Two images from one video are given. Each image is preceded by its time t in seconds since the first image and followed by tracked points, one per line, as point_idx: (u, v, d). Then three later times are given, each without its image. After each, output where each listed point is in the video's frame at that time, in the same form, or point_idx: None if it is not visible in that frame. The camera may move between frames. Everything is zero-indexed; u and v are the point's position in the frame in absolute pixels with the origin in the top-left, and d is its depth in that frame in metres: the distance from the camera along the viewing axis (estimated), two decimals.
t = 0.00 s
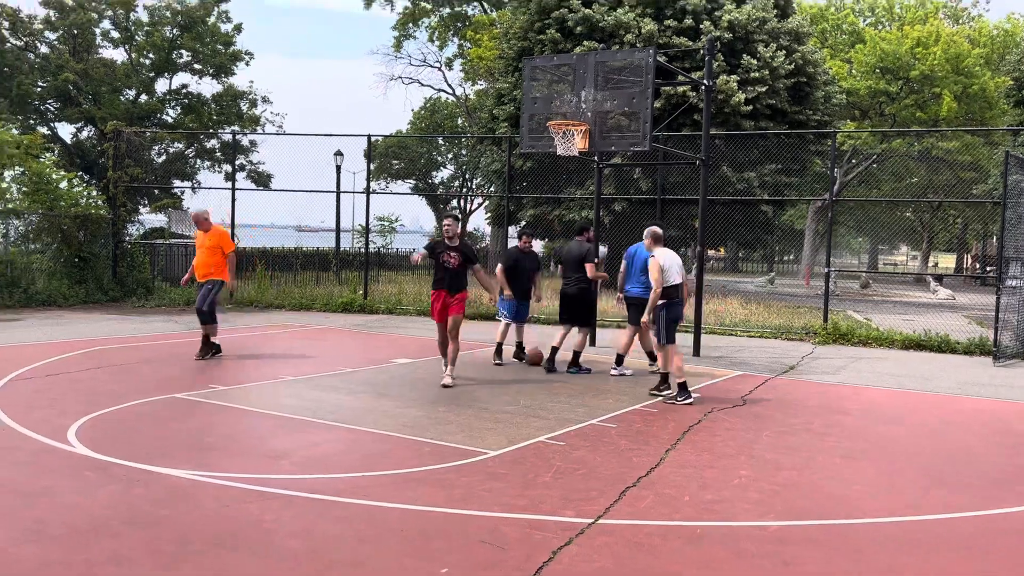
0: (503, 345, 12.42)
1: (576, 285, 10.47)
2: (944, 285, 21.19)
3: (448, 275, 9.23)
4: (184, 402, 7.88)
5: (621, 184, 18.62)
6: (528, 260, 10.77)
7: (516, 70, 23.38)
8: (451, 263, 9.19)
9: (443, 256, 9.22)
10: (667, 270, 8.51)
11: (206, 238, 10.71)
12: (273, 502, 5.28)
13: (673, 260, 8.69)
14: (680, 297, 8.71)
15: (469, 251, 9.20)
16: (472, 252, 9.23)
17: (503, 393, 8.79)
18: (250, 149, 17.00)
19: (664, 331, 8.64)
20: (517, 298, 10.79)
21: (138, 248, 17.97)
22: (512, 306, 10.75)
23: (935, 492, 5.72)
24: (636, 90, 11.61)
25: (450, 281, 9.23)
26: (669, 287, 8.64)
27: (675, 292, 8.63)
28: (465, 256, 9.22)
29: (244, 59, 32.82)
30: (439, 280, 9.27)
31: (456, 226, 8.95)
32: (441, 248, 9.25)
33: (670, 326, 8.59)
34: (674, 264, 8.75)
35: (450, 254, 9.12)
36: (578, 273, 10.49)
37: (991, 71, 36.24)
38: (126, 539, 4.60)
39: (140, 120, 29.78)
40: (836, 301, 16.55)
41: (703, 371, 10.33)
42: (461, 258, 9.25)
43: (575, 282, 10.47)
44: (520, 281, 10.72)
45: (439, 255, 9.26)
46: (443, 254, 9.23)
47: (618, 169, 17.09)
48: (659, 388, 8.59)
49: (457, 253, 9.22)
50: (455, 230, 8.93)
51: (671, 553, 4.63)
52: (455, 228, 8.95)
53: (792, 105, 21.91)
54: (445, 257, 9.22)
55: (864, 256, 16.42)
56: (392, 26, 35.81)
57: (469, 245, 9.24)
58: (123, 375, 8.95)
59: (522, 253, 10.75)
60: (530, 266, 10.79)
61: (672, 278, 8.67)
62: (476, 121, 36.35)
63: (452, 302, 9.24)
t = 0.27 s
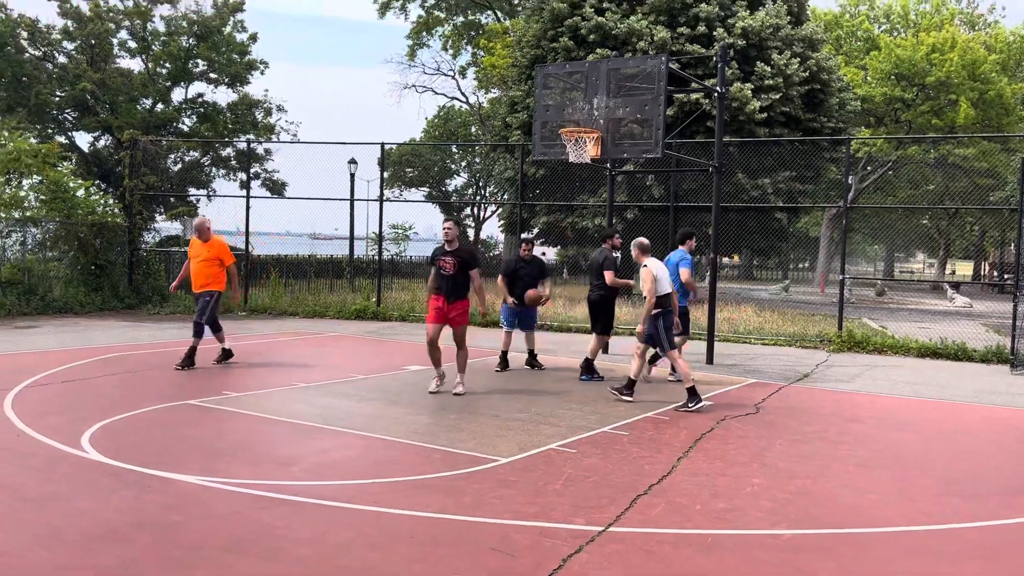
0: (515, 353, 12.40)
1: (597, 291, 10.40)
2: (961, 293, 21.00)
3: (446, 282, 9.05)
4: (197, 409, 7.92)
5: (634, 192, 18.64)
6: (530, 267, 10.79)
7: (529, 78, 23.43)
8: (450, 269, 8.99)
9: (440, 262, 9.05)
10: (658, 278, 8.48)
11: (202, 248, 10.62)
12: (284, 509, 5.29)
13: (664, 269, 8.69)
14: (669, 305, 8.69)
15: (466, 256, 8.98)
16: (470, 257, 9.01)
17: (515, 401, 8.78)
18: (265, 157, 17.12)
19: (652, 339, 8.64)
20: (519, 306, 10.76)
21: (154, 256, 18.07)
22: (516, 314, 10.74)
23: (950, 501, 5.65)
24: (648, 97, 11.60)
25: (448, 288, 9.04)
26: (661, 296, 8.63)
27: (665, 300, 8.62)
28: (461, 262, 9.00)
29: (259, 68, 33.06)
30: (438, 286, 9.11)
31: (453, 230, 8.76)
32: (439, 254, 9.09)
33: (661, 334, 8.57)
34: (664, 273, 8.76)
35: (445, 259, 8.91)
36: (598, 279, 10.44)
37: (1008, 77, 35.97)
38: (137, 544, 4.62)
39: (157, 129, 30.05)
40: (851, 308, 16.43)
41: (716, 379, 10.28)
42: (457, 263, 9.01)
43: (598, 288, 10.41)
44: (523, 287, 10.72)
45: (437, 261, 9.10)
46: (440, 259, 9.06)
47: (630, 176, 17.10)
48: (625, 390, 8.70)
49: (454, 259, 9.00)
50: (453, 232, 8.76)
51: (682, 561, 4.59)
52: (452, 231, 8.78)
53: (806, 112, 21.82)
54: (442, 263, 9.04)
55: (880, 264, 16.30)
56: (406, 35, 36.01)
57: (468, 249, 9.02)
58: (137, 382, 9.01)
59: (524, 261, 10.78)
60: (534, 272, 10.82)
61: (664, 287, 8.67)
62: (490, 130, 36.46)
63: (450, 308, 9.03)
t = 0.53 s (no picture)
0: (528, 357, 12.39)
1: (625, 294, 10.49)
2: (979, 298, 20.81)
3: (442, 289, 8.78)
4: (211, 412, 7.97)
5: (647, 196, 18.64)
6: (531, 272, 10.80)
7: (542, 83, 23.46)
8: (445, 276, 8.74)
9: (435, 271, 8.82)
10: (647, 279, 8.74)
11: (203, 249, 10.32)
12: (296, 512, 5.31)
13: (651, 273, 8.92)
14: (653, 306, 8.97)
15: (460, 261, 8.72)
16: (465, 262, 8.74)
17: (527, 405, 8.78)
18: (280, 162, 17.23)
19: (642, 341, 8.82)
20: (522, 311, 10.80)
21: (170, 261, 18.23)
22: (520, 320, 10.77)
23: (967, 507, 5.59)
24: (662, 101, 11.59)
25: (445, 295, 8.76)
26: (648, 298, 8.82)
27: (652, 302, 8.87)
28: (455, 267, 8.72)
29: (275, 75, 33.27)
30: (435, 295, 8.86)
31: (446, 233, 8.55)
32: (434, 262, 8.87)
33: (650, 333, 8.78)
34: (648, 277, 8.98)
35: (439, 266, 8.64)
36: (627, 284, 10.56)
37: None
38: (150, 547, 4.65)
39: (173, 135, 30.31)
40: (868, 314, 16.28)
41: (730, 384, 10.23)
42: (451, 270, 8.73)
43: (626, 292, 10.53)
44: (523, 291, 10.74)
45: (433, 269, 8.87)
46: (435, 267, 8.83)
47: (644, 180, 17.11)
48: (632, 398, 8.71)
49: (447, 266, 8.74)
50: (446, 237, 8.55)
51: (695, 566, 4.57)
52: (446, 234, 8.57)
53: (821, 116, 21.72)
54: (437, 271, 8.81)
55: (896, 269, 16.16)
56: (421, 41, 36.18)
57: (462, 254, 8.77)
58: (152, 386, 9.08)
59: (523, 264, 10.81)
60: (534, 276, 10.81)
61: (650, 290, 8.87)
62: (504, 135, 36.53)
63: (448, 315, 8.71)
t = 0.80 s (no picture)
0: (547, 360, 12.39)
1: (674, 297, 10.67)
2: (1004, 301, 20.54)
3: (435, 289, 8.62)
4: (233, 414, 8.04)
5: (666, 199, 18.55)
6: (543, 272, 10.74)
7: (561, 86, 23.46)
8: (439, 276, 8.58)
9: (430, 270, 8.69)
10: (633, 282, 8.82)
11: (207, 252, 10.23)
12: (315, 513, 5.35)
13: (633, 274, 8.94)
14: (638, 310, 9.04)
15: (455, 260, 8.57)
16: (459, 263, 8.57)
17: (546, 408, 8.77)
18: (301, 166, 17.36)
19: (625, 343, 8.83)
20: (532, 311, 10.75)
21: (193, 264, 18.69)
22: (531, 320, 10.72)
23: (989, 512, 5.53)
24: (680, 104, 11.55)
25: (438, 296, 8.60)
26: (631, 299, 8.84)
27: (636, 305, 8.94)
28: (450, 267, 8.56)
29: (296, 79, 33.52)
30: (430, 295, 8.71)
31: (442, 231, 8.42)
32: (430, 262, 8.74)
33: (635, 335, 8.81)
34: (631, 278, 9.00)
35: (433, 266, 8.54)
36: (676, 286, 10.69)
37: None
38: (173, 546, 4.71)
39: (196, 139, 30.62)
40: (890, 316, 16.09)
41: (751, 387, 10.16)
42: (446, 269, 8.58)
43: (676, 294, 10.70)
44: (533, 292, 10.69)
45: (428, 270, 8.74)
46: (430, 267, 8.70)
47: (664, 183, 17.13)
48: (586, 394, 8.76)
49: (443, 265, 8.59)
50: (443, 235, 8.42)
51: (713, 570, 4.55)
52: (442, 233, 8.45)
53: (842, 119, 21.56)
54: (432, 271, 8.67)
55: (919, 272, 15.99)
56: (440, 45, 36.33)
57: (457, 254, 8.62)
58: (175, 388, 9.18)
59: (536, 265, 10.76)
60: (546, 276, 10.73)
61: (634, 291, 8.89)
62: (523, 138, 36.56)
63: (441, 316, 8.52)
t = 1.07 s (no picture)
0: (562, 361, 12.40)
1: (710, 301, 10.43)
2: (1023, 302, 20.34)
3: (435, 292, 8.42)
4: (252, 414, 8.12)
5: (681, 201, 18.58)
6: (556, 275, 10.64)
7: (576, 88, 23.46)
8: (440, 279, 8.39)
9: (429, 272, 8.49)
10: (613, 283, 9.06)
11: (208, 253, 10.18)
12: (335, 513, 5.39)
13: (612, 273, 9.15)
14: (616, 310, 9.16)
15: (455, 265, 8.38)
16: (460, 266, 8.37)
17: (562, 409, 8.80)
18: (317, 169, 17.45)
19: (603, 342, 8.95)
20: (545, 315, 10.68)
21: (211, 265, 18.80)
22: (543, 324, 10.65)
23: (1009, 514, 5.50)
24: (696, 105, 11.55)
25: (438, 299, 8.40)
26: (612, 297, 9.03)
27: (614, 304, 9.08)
28: (451, 270, 8.37)
29: (311, 82, 33.70)
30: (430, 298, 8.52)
31: (443, 233, 8.22)
32: (429, 264, 8.54)
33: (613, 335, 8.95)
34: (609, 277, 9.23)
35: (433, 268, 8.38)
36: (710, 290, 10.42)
37: None
38: (195, 546, 4.76)
39: (213, 142, 30.87)
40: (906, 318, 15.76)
41: (767, 388, 10.16)
42: (446, 272, 8.39)
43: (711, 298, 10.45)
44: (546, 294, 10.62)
45: (427, 271, 8.54)
46: (429, 269, 8.49)
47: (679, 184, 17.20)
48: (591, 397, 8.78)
49: (443, 267, 8.39)
50: (443, 238, 8.22)
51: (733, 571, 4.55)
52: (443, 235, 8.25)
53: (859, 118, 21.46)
54: (431, 273, 8.47)
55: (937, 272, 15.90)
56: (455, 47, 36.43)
57: (458, 257, 8.42)
58: (195, 388, 9.27)
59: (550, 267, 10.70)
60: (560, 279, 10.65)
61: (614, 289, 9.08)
62: (537, 140, 36.62)
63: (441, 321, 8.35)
